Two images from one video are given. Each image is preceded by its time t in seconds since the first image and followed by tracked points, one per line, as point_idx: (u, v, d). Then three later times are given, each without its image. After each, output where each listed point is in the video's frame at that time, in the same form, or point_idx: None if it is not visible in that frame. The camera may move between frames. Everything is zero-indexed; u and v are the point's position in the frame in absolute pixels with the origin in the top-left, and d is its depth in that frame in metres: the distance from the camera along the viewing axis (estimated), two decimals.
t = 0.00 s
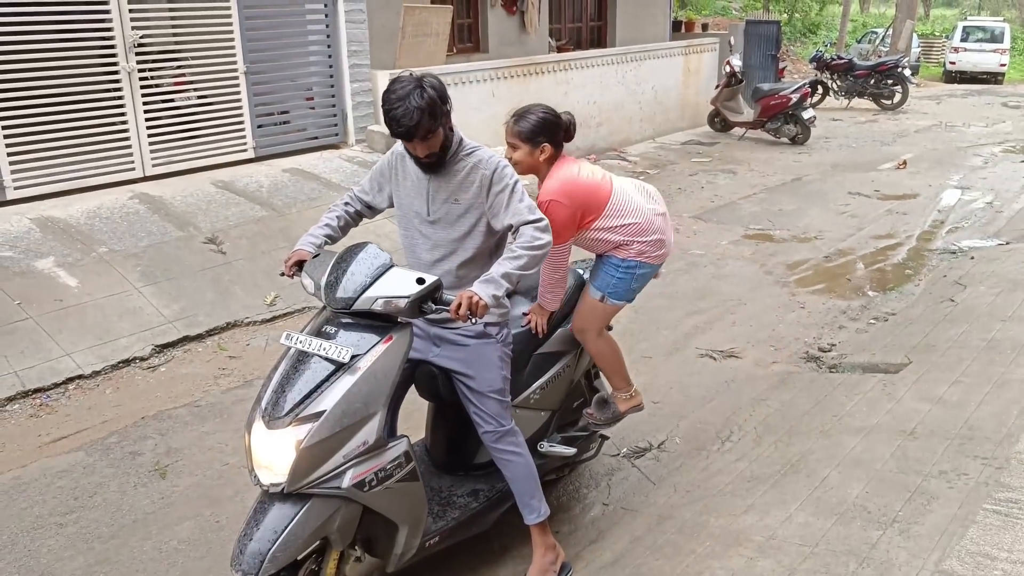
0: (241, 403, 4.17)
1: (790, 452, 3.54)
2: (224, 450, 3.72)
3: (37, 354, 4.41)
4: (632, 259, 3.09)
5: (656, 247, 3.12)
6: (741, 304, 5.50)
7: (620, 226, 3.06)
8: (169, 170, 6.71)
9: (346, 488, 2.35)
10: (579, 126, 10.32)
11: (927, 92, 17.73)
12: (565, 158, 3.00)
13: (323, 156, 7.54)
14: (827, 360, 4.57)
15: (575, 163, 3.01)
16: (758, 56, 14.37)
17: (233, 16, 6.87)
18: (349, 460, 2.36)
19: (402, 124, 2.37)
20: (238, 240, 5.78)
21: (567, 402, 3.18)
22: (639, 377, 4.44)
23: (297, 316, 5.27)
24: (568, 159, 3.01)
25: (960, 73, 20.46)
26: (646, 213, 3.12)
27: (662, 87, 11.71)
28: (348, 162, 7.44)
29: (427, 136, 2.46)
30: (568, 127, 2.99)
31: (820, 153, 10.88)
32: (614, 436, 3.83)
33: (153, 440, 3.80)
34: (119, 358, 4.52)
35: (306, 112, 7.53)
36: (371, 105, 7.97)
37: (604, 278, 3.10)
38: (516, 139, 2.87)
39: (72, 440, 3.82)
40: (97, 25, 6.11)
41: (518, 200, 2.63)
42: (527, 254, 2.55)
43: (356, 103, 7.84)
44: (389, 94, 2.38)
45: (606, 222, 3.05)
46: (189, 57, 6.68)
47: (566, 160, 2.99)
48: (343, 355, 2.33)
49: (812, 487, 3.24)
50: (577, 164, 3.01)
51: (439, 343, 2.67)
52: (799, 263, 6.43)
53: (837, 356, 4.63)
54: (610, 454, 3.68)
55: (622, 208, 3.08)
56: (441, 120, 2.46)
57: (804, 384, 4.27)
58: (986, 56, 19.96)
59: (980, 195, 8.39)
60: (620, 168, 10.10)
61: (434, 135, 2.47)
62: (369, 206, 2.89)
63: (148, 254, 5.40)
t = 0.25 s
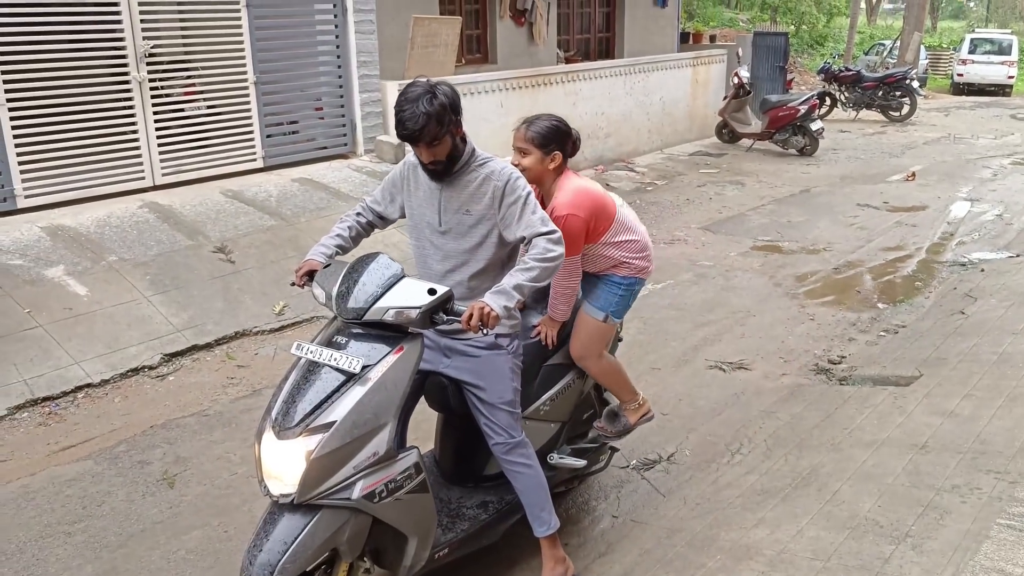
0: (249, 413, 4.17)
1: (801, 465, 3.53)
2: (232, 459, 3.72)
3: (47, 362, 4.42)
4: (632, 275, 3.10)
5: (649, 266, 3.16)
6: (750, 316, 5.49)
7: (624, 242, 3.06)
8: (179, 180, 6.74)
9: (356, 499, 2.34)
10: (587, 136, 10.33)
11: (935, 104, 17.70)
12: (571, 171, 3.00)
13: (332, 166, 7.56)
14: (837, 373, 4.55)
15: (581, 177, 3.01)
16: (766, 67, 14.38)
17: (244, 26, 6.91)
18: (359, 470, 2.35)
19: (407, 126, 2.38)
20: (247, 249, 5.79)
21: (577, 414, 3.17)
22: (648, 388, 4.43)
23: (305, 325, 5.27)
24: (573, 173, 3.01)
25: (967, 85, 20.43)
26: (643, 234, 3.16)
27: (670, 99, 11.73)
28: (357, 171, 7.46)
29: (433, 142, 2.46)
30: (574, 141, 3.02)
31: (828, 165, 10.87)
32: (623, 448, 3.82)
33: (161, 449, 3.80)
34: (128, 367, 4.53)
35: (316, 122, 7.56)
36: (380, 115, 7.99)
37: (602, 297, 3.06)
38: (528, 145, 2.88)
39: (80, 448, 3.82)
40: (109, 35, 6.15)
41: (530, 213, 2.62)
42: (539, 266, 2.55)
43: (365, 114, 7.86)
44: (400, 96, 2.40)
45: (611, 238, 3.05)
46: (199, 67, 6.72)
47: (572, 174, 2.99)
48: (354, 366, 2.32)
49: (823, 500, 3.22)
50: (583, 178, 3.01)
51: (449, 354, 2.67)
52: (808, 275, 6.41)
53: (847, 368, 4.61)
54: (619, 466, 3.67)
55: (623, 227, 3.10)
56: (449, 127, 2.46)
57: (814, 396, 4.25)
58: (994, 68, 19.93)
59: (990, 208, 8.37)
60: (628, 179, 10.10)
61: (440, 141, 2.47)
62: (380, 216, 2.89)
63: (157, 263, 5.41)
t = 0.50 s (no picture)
0: (265, 424, 4.17)
1: (819, 483, 3.49)
2: (247, 470, 3.72)
3: (64, 371, 4.44)
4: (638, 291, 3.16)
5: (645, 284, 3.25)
6: (767, 332, 5.46)
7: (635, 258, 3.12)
8: (197, 191, 6.78)
9: (372, 511, 2.33)
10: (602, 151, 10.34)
11: (952, 121, 17.62)
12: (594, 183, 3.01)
13: (349, 178, 7.59)
14: (856, 390, 4.51)
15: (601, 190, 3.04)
16: (782, 83, 14.37)
17: (263, 40, 6.96)
18: (375, 482, 2.35)
19: (418, 134, 2.39)
20: (264, 260, 5.82)
21: (594, 428, 3.15)
22: (664, 404, 4.40)
23: (321, 337, 5.28)
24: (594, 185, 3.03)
25: (985, 102, 20.33)
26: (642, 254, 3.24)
27: (686, 114, 11.72)
28: (374, 184, 7.49)
29: (445, 152, 2.46)
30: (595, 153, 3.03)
31: (844, 181, 10.82)
32: (640, 464, 3.79)
33: (177, 459, 3.80)
34: (145, 377, 4.54)
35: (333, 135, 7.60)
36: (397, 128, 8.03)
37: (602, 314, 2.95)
38: (571, 154, 2.85)
39: (96, 458, 3.83)
40: (129, 47, 6.22)
41: (548, 225, 2.60)
42: (557, 279, 2.53)
43: (382, 126, 7.89)
44: (415, 105, 2.42)
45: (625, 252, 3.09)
46: (218, 80, 6.77)
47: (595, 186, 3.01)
48: (371, 377, 2.31)
49: (842, 520, 3.18)
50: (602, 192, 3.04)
51: (466, 366, 2.66)
52: (825, 291, 6.37)
53: (865, 386, 4.57)
54: (635, 482, 3.64)
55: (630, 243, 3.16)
56: (462, 139, 2.46)
57: (832, 414, 4.21)
58: (1011, 85, 19.84)
59: (1009, 225, 8.30)
60: (643, 193, 10.09)
61: (452, 151, 2.47)
62: (398, 228, 2.90)
63: (175, 273, 5.44)
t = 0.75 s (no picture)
0: (288, 424, 4.18)
1: (846, 489, 3.45)
2: (270, 470, 3.73)
3: (90, 370, 4.48)
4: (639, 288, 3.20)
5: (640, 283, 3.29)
6: (793, 336, 5.40)
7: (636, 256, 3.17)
8: (222, 192, 6.83)
9: (390, 508, 2.32)
10: (625, 153, 10.30)
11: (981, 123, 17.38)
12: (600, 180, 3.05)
13: (373, 180, 7.61)
14: (883, 395, 4.45)
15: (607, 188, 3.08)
16: (807, 84, 14.25)
17: (288, 42, 7.00)
18: (393, 479, 2.34)
19: (436, 134, 2.39)
20: (288, 261, 5.84)
21: (614, 428, 3.13)
22: (688, 407, 4.36)
23: (344, 338, 5.29)
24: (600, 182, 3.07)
25: (1014, 103, 20.04)
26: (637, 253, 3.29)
27: (710, 116, 11.65)
28: (397, 185, 7.50)
29: (463, 152, 2.45)
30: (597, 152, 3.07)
31: (871, 184, 10.70)
32: (663, 468, 3.76)
33: (201, 458, 3.82)
34: (170, 376, 4.57)
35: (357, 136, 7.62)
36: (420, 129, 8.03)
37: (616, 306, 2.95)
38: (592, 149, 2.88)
39: (121, 456, 3.86)
40: (156, 49, 6.28)
41: (570, 228, 2.60)
42: (576, 281, 2.53)
43: (405, 127, 7.90)
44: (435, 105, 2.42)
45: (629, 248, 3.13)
46: (243, 81, 6.82)
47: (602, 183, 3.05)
48: (387, 374, 2.31)
49: (870, 527, 3.14)
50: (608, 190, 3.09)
51: (487, 367, 2.65)
52: (852, 294, 6.29)
53: (893, 390, 4.50)
54: (659, 487, 3.61)
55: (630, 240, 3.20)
56: (481, 139, 2.44)
57: (860, 419, 4.16)
58: None
59: None
60: (667, 195, 10.03)
61: (470, 152, 2.46)
62: (420, 230, 2.89)
63: (200, 273, 5.47)
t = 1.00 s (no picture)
0: (305, 424, 4.17)
1: (869, 495, 3.39)
2: (288, 470, 3.73)
3: (111, 368, 4.51)
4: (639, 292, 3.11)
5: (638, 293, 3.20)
6: (815, 338, 5.33)
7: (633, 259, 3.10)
8: (243, 191, 6.86)
9: (402, 508, 2.30)
10: (646, 153, 10.23)
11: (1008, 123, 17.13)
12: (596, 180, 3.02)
13: (393, 179, 7.61)
14: (908, 399, 4.38)
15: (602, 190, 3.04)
16: (830, 83, 14.11)
17: (308, 43, 7.01)
18: (405, 478, 2.32)
19: (449, 126, 2.38)
20: (307, 260, 5.85)
21: (631, 429, 3.09)
22: (709, 410, 4.31)
23: (363, 337, 5.28)
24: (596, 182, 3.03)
25: None
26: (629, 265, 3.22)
27: (731, 116, 11.56)
28: (417, 185, 7.49)
29: (474, 146, 2.44)
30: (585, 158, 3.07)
31: (895, 184, 10.57)
32: (682, 471, 3.72)
33: (219, 457, 3.83)
34: (189, 375, 4.58)
35: (377, 137, 7.62)
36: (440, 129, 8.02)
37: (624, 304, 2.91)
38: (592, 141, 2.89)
39: (140, 454, 3.87)
40: (178, 49, 6.31)
41: (579, 222, 2.56)
42: (584, 275, 2.49)
43: (426, 127, 7.89)
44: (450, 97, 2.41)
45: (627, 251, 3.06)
46: (264, 80, 6.83)
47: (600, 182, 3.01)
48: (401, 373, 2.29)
49: (895, 533, 3.09)
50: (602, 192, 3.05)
51: (501, 366, 2.64)
52: (876, 296, 6.21)
53: (918, 394, 4.43)
54: (678, 490, 3.57)
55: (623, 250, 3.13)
56: (492, 134, 2.42)
57: (883, 423, 4.09)
58: None
59: None
60: (688, 195, 9.96)
61: (481, 146, 2.44)
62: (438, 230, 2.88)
63: (220, 272, 5.49)
